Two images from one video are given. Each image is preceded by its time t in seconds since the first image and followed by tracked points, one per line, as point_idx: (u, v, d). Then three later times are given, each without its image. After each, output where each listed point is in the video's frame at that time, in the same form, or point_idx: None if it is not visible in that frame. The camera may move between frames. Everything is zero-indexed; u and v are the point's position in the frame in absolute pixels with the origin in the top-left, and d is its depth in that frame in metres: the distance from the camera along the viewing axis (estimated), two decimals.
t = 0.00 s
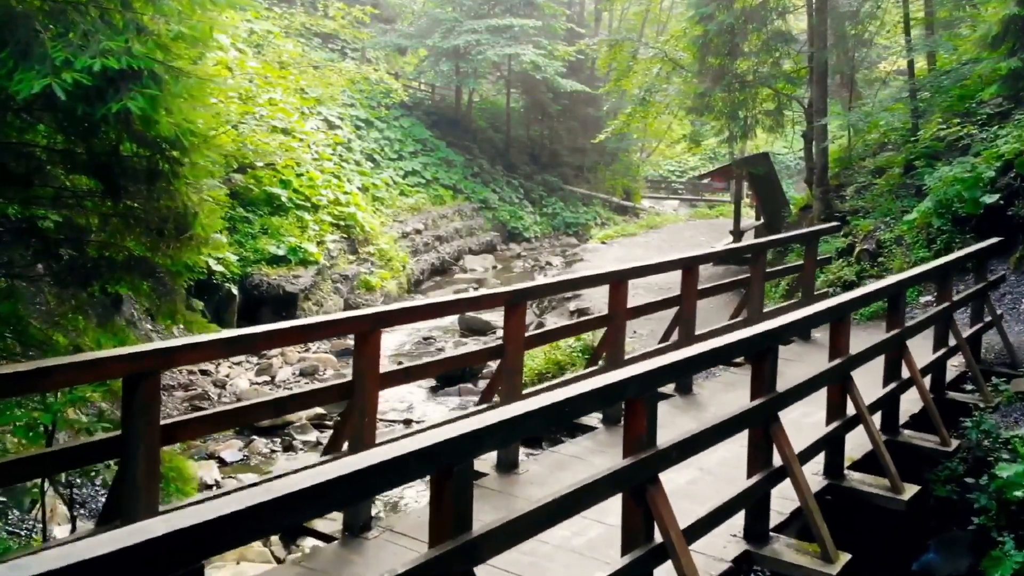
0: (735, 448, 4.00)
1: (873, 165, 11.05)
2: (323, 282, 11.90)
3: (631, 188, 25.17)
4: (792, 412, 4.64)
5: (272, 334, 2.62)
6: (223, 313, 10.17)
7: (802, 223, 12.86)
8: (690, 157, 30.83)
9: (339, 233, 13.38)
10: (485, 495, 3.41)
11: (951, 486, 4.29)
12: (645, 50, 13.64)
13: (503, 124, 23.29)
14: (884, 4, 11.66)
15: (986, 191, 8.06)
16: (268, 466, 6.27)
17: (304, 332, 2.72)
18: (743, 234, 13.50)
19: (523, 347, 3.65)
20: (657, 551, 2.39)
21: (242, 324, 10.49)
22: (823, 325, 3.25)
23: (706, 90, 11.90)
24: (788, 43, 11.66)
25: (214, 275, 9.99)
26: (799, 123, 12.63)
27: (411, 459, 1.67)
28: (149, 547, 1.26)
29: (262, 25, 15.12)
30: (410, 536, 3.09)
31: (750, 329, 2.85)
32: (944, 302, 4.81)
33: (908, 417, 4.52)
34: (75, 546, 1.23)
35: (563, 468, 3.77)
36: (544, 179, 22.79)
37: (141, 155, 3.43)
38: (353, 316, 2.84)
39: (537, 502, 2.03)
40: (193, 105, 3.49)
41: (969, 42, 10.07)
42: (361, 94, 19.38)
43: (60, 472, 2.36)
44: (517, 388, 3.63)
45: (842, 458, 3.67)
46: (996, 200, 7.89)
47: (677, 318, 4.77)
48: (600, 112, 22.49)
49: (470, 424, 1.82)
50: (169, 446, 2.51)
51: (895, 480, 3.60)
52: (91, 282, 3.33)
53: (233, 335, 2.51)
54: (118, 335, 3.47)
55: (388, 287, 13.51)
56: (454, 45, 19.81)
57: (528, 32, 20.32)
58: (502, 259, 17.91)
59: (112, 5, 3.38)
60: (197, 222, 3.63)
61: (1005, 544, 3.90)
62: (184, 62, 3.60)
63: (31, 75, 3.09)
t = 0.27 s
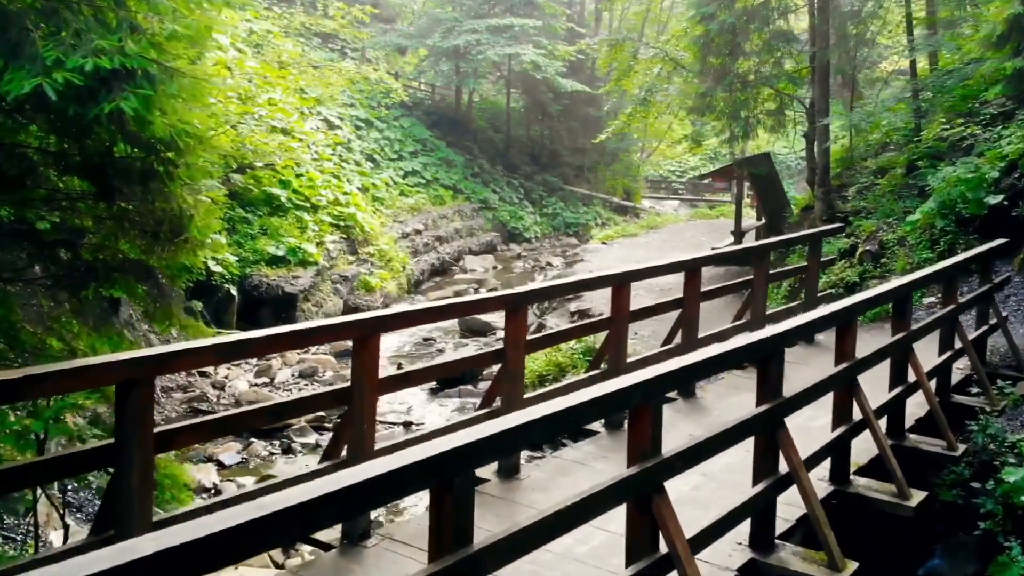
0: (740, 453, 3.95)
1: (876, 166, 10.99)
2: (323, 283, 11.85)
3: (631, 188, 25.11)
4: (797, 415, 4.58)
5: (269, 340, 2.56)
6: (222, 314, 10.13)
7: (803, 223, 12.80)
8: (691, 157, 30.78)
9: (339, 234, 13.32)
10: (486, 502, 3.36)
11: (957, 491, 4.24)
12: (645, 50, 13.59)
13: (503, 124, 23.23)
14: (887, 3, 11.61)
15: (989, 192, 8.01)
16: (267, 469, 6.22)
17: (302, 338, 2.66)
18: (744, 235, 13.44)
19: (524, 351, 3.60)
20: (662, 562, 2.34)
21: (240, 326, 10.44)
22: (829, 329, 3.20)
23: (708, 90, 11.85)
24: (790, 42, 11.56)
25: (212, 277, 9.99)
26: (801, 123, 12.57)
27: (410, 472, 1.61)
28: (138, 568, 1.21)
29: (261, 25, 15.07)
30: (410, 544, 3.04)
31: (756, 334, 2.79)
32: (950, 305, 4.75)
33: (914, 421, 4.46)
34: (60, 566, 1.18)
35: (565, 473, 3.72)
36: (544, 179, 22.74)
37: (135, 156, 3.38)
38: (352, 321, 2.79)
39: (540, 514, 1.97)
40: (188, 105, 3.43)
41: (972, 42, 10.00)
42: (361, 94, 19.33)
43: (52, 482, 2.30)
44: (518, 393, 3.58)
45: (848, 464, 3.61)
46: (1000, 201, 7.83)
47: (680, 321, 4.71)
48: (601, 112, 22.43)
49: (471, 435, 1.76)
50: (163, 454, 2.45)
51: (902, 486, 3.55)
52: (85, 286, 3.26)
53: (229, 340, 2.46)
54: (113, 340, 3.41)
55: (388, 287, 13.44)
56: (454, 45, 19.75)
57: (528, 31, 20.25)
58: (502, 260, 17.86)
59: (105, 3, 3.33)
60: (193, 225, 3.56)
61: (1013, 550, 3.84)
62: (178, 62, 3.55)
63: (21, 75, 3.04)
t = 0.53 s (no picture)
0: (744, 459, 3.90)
1: (879, 166, 10.94)
2: (322, 283, 11.79)
3: (631, 188, 25.06)
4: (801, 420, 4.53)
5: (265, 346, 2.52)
6: (221, 315, 10.08)
7: (805, 223, 12.74)
8: (692, 157, 30.73)
9: (339, 234, 13.26)
10: (487, 509, 3.30)
11: (963, 496, 4.19)
12: (646, 49, 13.53)
13: (503, 124, 23.18)
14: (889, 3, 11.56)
15: (993, 192, 7.97)
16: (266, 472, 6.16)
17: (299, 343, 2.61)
18: (745, 235, 13.39)
19: (526, 355, 3.54)
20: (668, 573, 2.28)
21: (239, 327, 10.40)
22: (836, 333, 3.15)
23: (709, 89, 11.79)
24: (792, 41, 11.58)
25: (211, 278, 10.00)
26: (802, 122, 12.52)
27: (409, 486, 1.56)
28: None
29: (261, 25, 15.01)
30: (410, 553, 2.98)
31: (760, 339, 2.74)
32: (955, 308, 4.69)
33: (920, 424, 4.41)
34: None
35: (567, 479, 3.67)
36: (545, 180, 22.68)
37: (129, 158, 3.33)
38: (350, 325, 2.74)
39: (542, 526, 1.92)
40: (183, 105, 3.39)
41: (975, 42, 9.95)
42: (361, 94, 19.27)
43: (44, 491, 2.25)
44: (519, 398, 3.53)
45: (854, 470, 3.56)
46: (1004, 201, 7.77)
47: (683, 324, 4.66)
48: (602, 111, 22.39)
49: (472, 446, 1.71)
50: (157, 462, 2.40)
51: (909, 492, 3.50)
52: (78, 290, 3.23)
53: (224, 346, 2.41)
54: (110, 345, 3.34)
55: (388, 288, 13.38)
56: (454, 45, 19.71)
57: (528, 31, 20.20)
58: (502, 260, 17.81)
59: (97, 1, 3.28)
60: (189, 228, 3.51)
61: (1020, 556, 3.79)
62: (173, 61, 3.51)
63: (13, 75, 3.01)
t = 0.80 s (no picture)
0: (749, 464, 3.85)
1: (881, 167, 10.90)
2: (321, 284, 11.73)
3: (632, 188, 25.01)
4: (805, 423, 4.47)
5: (261, 351, 2.47)
6: (220, 316, 10.04)
7: (806, 224, 12.70)
8: (692, 158, 30.70)
9: (338, 235, 13.19)
10: (487, 515, 3.25)
11: (969, 500, 4.14)
12: (647, 49, 13.48)
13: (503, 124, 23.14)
14: (891, 2, 11.52)
15: (997, 193, 7.91)
16: (264, 475, 6.11)
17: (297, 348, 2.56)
18: (746, 236, 13.34)
19: (527, 359, 3.49)
20: None
21: (238, 328, 10.36)
22: (843, 338, 3.09)
23: (710, 90, 11.75)
24: (794, 41, 11.54)
25: (210, 278, 10.00)
26: (804, 123, 12.47)
27: (409, 500, 1.51)
28: None
29: (260, 25, 14.95)
30: (409, 562, 2.93)
31: (766, 343, 2.69)
32: (961, 310, 4.64)
33: (926, 428, 4.36)
34: None
35: (568, 485, 3.62)
36: (545, 180, 22.63)
37: (123, 159, 3.28)
38: (348, 330, 2.69)
39: (545, 538, 1.87)
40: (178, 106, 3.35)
41: (977, 42, 9.90)
42: (361, 94, 19.23)
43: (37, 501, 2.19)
44: (520, 402, 3.48)
45: (860, 475, 3.51)
46: (1009, 202, 7.72)
47: (686, 326, 4.61)
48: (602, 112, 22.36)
49: (474, 457, 1.66)
50: (151, 470, 2.34)
51: (917, 498, 3.44)
52: (72, 293, 3.16)
53: (220, 352, 2.36)
54: (104, 349, 3.29)
55: (388, 288, 13.31)
56: (454, 45, 19.66)
57: (529, 31, 20.15)
58: (502, 261, 17.76)
59: None
60: (183, 230, 3.47)
61: None
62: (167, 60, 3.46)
63: (2, 74, 2.96)
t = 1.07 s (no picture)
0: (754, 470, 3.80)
1: (883, 167, 10.86)
2: (321, 285, 11.67)
3: (632, 189, 24.95)
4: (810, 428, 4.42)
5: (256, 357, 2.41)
6: (219, 317, 9.99)
7: (808, 224, 12.65)
8: (692, 158, 30.67)
9: (338, 235, 13.14)
10: (488, 523, 3.20)
11: (975, 505, 4.09)
12: (648, 49, 13.42)
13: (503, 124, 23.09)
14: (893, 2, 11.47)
15: (1001, 193, 7.86)
16: (263, 479, 6.06)
17: (293, 354, 2.51)
18: (747, 236, 13.29)
19: (528, 363, 3.44)
20: None
21: (237, 328, 10.32)
22: (849, 342, 3.04)
23: (712, 90, 11.70)
24: (796, 41, 11.47)
25: (209, 279, 9.99)
26: (805, 123, 12.41)
27: (408, 515, 1.45)
28: None
29: (260, 24, 14.90)
30: (408, 571, 2.87)
31: (773, 348, 2.63)
32: (967, 313, 4.58)
33: (932, 433, 4.30)
34: None
35: (571, 491, 3.57)
36: (545, 180, 22.58)
37: (117, 160, 3.23)
38: (345, 334, 2.64)
39: (548, 551, 1.81)
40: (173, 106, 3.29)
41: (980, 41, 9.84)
42: (360, 94, 19.19)
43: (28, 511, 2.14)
44: (522, 408, 3.42)
45: (867, 482, 3.45)
46: (1012, 203, 7.66)
47: (689, 329, 4.56)
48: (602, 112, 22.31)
49: (475, 469, 1.60)
50: (144, 479, 2.29)
51: (924, 505, 3.39)
52: (67, 296, 3.10)
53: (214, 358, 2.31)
54: (96, 353, 3.28)
55: (387, 289, 13.25)
56: (454, 44, 19.61)
57: (529, 30, 20.10)
58: (503, 261, 17.71)
59: None
60: (178, 233, 3.42)
61: None
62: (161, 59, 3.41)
63: None
